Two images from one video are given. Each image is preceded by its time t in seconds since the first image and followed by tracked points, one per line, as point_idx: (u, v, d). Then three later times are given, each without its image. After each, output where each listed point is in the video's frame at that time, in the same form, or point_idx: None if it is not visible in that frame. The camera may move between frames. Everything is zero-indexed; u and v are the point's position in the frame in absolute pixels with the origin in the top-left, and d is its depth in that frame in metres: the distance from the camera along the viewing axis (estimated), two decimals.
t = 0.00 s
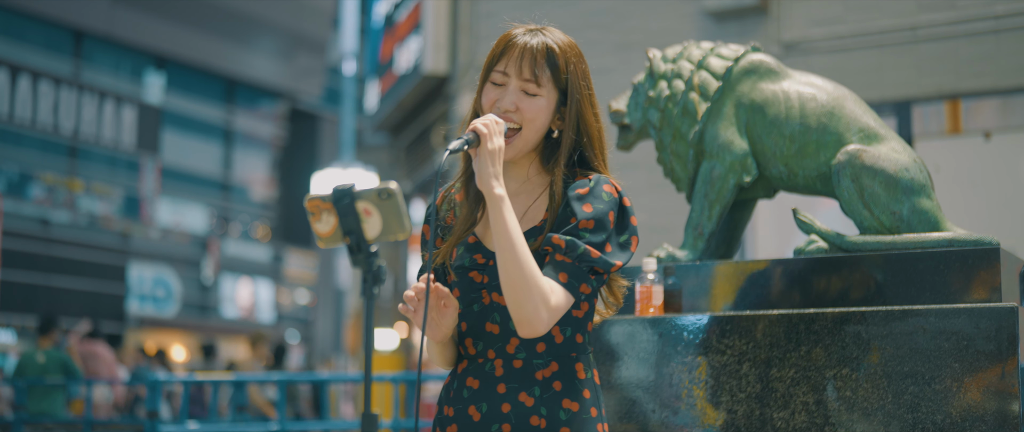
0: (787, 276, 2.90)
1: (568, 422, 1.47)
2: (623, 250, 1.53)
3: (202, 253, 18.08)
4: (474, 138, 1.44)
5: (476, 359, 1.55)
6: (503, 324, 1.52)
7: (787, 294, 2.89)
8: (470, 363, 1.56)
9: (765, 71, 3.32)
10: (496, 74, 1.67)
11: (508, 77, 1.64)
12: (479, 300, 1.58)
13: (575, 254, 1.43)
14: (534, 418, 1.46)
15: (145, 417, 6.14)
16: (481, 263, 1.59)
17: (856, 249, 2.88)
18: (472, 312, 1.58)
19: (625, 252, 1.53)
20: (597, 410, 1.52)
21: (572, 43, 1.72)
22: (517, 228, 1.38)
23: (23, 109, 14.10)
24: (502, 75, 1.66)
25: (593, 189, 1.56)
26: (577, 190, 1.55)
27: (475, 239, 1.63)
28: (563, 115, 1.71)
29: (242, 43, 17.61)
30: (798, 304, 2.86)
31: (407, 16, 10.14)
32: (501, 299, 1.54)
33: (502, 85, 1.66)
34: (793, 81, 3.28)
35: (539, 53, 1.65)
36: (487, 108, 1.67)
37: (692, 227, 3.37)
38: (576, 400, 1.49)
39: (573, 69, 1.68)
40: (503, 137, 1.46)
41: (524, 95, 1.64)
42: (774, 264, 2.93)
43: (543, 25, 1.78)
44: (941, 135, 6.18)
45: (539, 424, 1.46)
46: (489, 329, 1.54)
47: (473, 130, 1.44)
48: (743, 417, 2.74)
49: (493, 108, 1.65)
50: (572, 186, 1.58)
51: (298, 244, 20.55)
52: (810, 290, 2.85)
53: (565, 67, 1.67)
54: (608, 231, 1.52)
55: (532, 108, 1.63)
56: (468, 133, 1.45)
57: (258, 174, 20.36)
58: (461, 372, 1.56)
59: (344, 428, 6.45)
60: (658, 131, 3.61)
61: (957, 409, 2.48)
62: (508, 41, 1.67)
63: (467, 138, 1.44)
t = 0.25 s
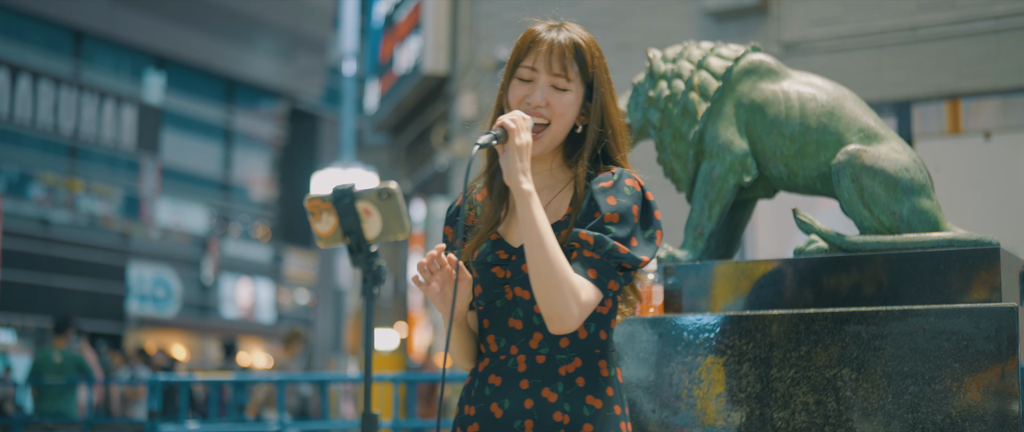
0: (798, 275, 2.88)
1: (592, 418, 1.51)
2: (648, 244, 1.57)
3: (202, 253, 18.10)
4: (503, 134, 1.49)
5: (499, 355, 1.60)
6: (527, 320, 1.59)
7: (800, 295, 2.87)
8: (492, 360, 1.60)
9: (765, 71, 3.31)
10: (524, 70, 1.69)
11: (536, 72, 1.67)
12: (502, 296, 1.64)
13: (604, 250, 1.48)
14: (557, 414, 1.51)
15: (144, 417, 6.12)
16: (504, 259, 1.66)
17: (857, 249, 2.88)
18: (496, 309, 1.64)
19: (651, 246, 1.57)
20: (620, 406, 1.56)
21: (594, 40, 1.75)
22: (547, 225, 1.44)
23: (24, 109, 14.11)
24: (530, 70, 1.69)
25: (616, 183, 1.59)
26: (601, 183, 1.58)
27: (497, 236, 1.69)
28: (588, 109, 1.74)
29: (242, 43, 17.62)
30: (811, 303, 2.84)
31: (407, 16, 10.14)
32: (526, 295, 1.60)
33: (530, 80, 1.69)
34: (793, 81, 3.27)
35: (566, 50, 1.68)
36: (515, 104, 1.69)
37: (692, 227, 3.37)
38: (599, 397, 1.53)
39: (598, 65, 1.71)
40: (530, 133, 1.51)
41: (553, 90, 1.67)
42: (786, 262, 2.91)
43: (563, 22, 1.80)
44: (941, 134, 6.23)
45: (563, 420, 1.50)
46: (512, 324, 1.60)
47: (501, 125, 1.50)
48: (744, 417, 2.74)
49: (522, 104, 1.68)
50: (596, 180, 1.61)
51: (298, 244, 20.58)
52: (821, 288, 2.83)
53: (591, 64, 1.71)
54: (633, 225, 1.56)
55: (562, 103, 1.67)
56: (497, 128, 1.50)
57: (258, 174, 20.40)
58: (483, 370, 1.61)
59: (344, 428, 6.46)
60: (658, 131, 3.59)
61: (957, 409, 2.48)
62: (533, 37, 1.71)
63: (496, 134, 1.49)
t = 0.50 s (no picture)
0: (813, 275, 2.86)
1: (619, 416, 1.50)
2: (677, 241, 1.56)
3: (202, 253, 18.06)
4: (537, 124, 1.51)
5: (524, 354, 1.59)
6: (554, 317, 1.58)
7: (817, 296, 2.84)
8: (517, 360, 1.60)
9: (765, 71, 3.32)
10: (545, 67, 1.69)
11: (558, 69, 1.67)
12: (529, 294, 1.63)
13: (633, 246, 1.48)
14: (585, 412, 1.50)
15: (145, 417, 6.11)
16: (530, 257, 1.66)
17: (857, 249, 2.88)
18: (522, 306, 1.63)
19: (680, 242, 1.56)
20: (648, 406, 1.54)
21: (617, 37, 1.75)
22: (578, 220, 1.45)
23: (24, 109, 14.11)
24: (551, 68, 1.68)
25: (644, 179, 1.59)
26: (629, 179, 1.59)
27: (523, 234, 1.71)
28: (612, 106, 1.74)
29: (242, 43, 17.63)
30: (829, 304, 2.81)
31: (408, 16, 10.14)
32: (553, 292, 1.60)
33: (551, 78, 1.68)
34: (793, 81, 3.27)
35: (588, 46, 1.68)
36: (537, 103, 1.69)
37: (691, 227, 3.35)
38: (627, 395, 1.52)
39: (621, 61, 1.71)
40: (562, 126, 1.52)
41: (575, 87, 1.67)
42: (794, 262, 2.90)
43: (583, 19, 1.80)
44: (941, 134, 6.31)
45: (590, 419, 1.49)
46: (538, 322, 1.60)
47: (535, 117, 1.51)
48: (746, 417, 2.73)
49: (545, 102, 1.68)
50: (624, 176, 1.61)
51: (298, 244, 20.57)
52: (835, 285, 2.81)
53: (614, 61, 1.70)
54: (661, 222, 1.56)
55: (584, 100, 1.66)
56: (530, 120, 1.52)
57: (258, 174, 20.42)
58: (507, 370, 1.60)
59: (343, 428, 6.45)
60: (657, 132, 3.55)
61: (958, 409, 2.48)
62: (554, 35, 1.70)
63: (528, 125, 1.51)
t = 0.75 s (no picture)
0: (823, 273, 2.85)
1: (630, 414, 1.51)
2: (691, 236, 1.56)
3: (202, 253, 18.03)
4: (551, 116, 1.53)
5: (535, 350, 1.60)
6: (564, 314, 1.59)
7: (828, 294, 2.82)
8: (528, 356, 1.61)
9: (765, 71, 3.33)
10: (562, 66, 1.70)
11: (576, 67, 1.68)
12: (540, 289, 1.64)
13: (645, 239, 1.49)
14: (595, 409, 1.52)
15: (145, 417, 6.09)
16: (543, 253, 1.67)
17: (856, 249, 2.89)
18: (533, 302, 1.64)
19: (693, 237, 1.56)
20: (660, 404, 1.55)
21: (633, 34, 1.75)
22: (590, 213, 1.46)
23: (24, 109, 14.11)
24: (569, 66, 1.69)
25: (657, 174, 1.59)
26: (642, 173, 1.58)
27: (537, 229, 1.71)
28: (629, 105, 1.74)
29: (242, 43, 17.63)
30: (841, 303, 2.79)
31: (407, 16, 10.14)
32: (564, 287, 1.61)
33: (569, 76, 1.69)
34: (793, 81, 3.28)
35: (605, 43, 1.68)
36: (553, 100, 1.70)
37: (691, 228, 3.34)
38: (638, 393, 1.53)
39: (637, 59, 1.71)
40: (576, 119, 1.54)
41: (593, 85, 1.67)
42: (797, 262, 2.90)
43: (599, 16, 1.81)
44: (941, 134, 6.34)
45: (601, 416, 1.51)
46: (549, 318, 1.61)
47: (551, 107, 1.54)
48: (747, 417, 2.73)
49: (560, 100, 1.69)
50: (636, 171, 1.61)
51: (298, 244, 20.54)
52: (848, 283, 2.80)
53: (631, 59, 1.71)
54: (675, 216, 1.56)
55: (604, 97, 1.67)
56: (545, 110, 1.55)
57: (258, 174, 20.43)
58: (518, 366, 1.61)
59: (343, 428, 6.44)
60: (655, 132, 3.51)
61: (958, 409, 2.48)
62: (571, 33, 1.71)
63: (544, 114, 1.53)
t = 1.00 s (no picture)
0: (819, 275, 2.85)
1: (622, 414, 1.51)
2: (685, 234, 1.57)
3: (202, 253, 18.02)
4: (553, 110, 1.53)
5: (528, 350, 1.60)
6: (557, 314, 1.60)
7: (824, 297, 2.83)
8: (520, 356, 1.61)
9: (765, 71, 3.32)
10: (565, 58, 1.70)
11: (578, 60, 1.68)
12: (534, 289, 1.64)
13: (641, 236, 1.50)
14: (587, 409, 1.52)
15: (144, 417, 6.07)
16: (536, 253, 1.67)
17: (856, 249, 2.89)
18: (527, 303, 1.64)
19: (688, 235, 1.56)
20: (652, 403, 1.55)
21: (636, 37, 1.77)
22: (587, 207, 1.46)
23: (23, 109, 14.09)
24: (571, 59, 1.69)
25: (652, 173, 1.60)
26: (637, 173, 1.59)
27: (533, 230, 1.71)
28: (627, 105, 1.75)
29: (242, 43, 17.63)
30: (835, 306, 2.80)
31: (407, 15, 10.13)
32: (558, 288, 1.61)
33: (570, 69, 1.69)
34: (793, 81, 3.28)
35: (607, 41, 1.69)
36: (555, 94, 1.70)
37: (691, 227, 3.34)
38: (630, 393, 1.53)
39: (639, 60, 1.72)
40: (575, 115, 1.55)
41: (594, 80, 1.67)
42: (795, 262, 2.90)
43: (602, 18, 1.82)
44: (941, 134, 6.39)
45: (593, 416, 1.51)
46: (542, 318, 1.61)
47: (552, 102, 1.54)
48: (747, 417, 2.72)
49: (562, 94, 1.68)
50: (631, 170, 1.61)
51: (298, 244, 20.55)
52: (842, 288, 2.80)
53: (633, 60, 1.71)
54: (670, 214, 1.56)
55: (603, 94, 1.67)
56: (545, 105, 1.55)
57: (258, 174, 20.44)
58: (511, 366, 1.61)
59: (343, 428, 6.44)
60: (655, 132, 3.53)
61: (958, 409, 2.48)
62: (575, 30, 1.71)
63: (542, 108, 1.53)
